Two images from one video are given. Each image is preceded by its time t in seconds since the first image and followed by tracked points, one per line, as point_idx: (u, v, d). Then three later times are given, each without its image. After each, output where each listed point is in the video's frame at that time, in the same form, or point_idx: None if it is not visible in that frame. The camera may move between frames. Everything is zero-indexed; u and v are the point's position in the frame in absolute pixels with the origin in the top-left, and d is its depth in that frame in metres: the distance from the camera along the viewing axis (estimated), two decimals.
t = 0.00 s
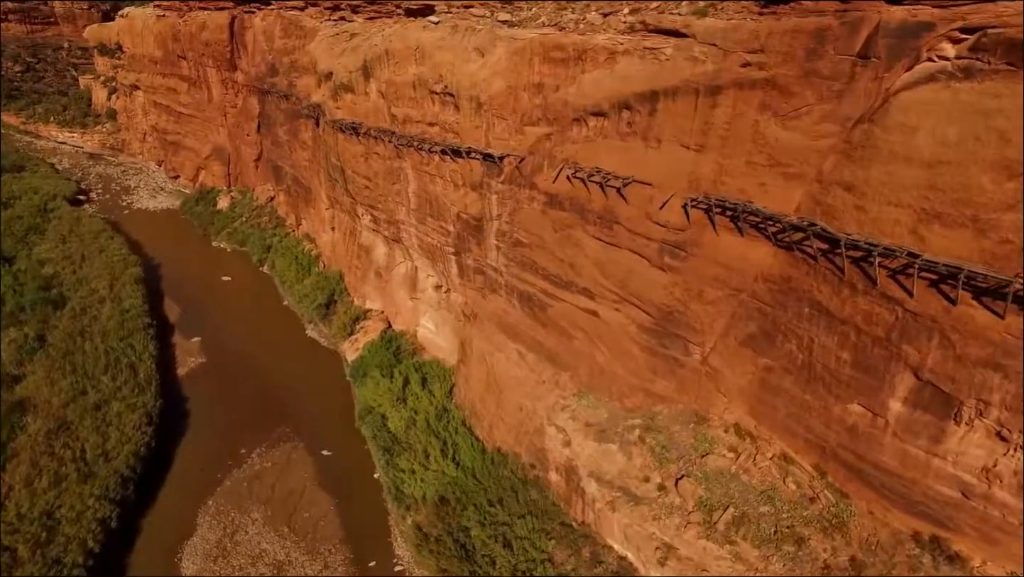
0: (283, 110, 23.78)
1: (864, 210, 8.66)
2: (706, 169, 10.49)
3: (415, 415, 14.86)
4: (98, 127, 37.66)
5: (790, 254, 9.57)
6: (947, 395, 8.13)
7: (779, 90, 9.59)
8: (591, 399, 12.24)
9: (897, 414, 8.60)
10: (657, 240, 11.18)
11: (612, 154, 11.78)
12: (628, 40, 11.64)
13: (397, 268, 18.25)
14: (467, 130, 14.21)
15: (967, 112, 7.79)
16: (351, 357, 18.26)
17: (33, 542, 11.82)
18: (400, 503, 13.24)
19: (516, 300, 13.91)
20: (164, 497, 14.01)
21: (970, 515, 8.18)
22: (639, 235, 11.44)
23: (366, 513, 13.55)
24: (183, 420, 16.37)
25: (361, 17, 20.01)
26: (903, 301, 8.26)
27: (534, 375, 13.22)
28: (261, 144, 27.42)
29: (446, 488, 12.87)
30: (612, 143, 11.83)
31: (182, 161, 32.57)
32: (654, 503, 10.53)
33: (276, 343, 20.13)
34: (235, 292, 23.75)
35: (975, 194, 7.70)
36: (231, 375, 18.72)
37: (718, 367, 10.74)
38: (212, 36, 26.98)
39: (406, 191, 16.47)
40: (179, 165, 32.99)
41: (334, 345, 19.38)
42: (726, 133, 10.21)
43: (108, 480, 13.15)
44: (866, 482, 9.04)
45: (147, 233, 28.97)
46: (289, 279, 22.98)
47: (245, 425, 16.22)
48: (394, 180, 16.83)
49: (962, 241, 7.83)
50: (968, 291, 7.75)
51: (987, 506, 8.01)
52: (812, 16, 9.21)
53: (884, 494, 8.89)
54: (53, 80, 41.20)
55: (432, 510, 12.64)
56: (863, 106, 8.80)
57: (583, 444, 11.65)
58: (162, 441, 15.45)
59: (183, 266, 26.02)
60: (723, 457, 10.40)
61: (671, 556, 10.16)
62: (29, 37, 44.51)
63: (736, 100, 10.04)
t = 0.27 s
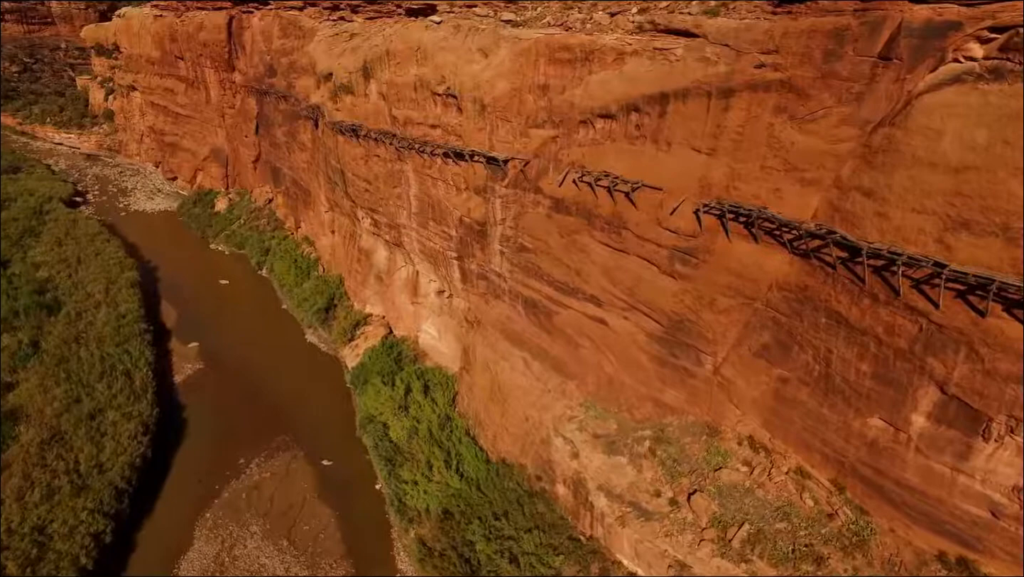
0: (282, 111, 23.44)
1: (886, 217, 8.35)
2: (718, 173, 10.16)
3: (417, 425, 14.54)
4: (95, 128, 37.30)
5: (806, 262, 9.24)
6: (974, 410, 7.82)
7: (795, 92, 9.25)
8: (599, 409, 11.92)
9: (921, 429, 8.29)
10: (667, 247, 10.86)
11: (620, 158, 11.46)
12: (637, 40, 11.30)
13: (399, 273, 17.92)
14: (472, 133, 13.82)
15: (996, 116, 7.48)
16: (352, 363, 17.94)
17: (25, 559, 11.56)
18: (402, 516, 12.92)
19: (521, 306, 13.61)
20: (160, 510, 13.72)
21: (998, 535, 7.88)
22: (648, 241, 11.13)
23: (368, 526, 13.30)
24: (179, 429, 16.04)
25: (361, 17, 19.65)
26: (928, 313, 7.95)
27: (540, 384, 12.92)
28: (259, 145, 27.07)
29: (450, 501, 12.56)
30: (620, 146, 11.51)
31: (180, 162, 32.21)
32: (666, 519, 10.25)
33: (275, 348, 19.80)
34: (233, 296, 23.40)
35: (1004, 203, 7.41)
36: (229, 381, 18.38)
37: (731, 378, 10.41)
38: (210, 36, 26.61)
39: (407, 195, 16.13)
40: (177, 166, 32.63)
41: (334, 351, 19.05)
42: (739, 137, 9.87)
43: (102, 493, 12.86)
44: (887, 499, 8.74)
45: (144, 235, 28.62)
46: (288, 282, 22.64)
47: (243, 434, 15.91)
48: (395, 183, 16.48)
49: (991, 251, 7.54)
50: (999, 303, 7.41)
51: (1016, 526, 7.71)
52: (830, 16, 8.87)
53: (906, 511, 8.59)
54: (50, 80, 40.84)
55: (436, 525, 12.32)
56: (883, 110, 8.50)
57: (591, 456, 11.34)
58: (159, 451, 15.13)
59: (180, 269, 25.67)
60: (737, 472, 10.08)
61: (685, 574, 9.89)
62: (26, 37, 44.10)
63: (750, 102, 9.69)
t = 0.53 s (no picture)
0: (287, 112, 23.15)
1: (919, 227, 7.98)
2: (739, 178, 9.79)
3: (425, 434, 14.24)
4: (101, 128, 37.11)
5: (832, 273, 8.86)
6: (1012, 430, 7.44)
7: (819, 95, 8.86)
8: (614, 421, 11.59)
9: (954, 448, 7.92)
10: (684, 254, 10.52)
11: (635, 162, 11.10)
12: (653, 40, 10.94)
13: (406, 277, 17.59)
14: (480, 136, 13.50)
15: None
16: (358, 369, 17.63)
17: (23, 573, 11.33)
18: (410, 530, 12.66)
19: (532, 313, 13.30)
20: (163, 521, 13.48)
21: None
22: (665, 248, 10.78)
23: (374, 539, 13.04)
24: (183, 437, 15.78)
25: (368, 17, 19.33)
26: (964, 327, 7.58)
27: (552, 394, 12.60)
28: (264, 146, 26.79)
29: (459, 514, 12.26)
30: (635, 150, 11.15)
31: (185, 163, 31.97)
32: (684, 537, 9.96)
33: (280, 354, 19.52)
34: (238, 300, 23.12)
35: None
36: (233, 387, 18.10)
37: (751, 391, 10.05)
38: (214, 36, 26.34)
39: (415, 199, 15.81)
40: (182, 167, 32.41)
41: (340, 356, 18.75)
42: (760, 141, 9.49)
43: (103, 505, 12.65)
44: (917, 520, 8.39)
45: (149, 237, 28.40)
46: (293, 286, 22.35)
47: (247, 442, 15.64)
48: (402, 186, 16.14)
49: None
50: None
51: None
52: (858, 15, 8.50)
53: (937, 533, 8.23)
54: (57, 81, 40.79)
55: (444, 539, 12.02)
56: (915, 114, 8.13)
57: (605, 470, 11.01)
58: (161, 459, 14.88)
59: (185, 272, 25.42)
60: (759, 489, 9.77)
61: None
62: (33, 38, 44.07)
63: (772, 105, 9.29)
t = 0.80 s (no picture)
0: (295, 113, 22.87)
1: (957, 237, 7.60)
2: (763, 185, 9.39)
3: (435, 444, 13.90)
4: (109, 129, 36.96)
5: (862, 284, 8.47)
6: None
7: (849, 98, 8.46)
8: (631, 435, 11.24)
9: (994, 471, 7.53)
10: (705, 263, 10.14)
11: (653, 167, 10.73)
12: (673, 41, 10.57)
13: (414, 282, 17.27)
14: (492, 139, 13.15)
15: None
16: (366, 375, 17.32)
17: None
18: (420, 543, 12.39)
19: (545, 321, 12.96)
20: (167, 533, 13.22)
21: None
22: (684, 257, 10.40)
23: (382, 554, 12.75)
24: (188, 445, 15.51)
25: (377, 17, 19.02)
26: (1007, 344, 7.19)
27: (566, 406, 12.27)
28: (272, 147, 26.53)
29: (470, 528, 11.95)
30: (653, 155, 10.78)
31: (192, 164, 31.76)
32: (706, 558, 9.55)
33: (287, 359, 19.24)
34: (244, 303, 22.85)
35: None
36: (239, 393, 17.82)
37: (775, 406, 9.66)
38: (222, 37, 26.10)
39: (424, 202, 15.47)
40: (189, 168, 32.20)
41: (348, 362, 18.44)
42: (785, 146, 9.09)
43: (106, 517, 12.41)
44: (953, 545, 8.00)
45: (156, 238, 28.19)
46: (300, 289, 22.06)
47: (253, 451, 15.36)
48: (412, 190, 15.80)
49: None
50: None
51: None
52: (892, 14, 8.11)
53: (975, 560, 7.83)
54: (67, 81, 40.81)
55: (456, 554, 11.72)
56: (953, 118, 7.73)
57: (622, 486, 10.65)
58: (165, 468, 14.62)
59: (192, 274, 25.17)
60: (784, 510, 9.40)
61: None
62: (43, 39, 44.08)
63: (799, 108, 8.90)
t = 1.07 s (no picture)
0: (306, 114, 22.62)
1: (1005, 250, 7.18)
2: (793, 192, 8.97)
3: (447, 455, 13.56)
4: (122, 129, 36.95)
5: (900, 298, 8.05)
6: None
7: (887, 101, 8.04)
8: (651, 450, 10.89)
9: None
10: (730, 274, 9.73)
11: (675, 174, 10.35)
12: (697, 42, 10.17)
13: (427, 287, 16.94)
14: (508, 142, 12.79)
15: None
16: (377, 382, 17.02)
17: None
18: (432, 559, 12.09)
19: (562, 330, 12.61)
20: (174, 544, 12.98)
21: None
22: (708, 266, 10.00)
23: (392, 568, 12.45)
24: (196, 453, 15.25)
25: (389, 17, 18.72)
26: None
27: (583, 419, 11.94)
28: (283, 148, 26.30)
29: (483, 544, 11.65)
30: (675, 160, 10.39)
31: (204, 165, 31.62)
32: None
33: (297, 364, 18.97)
34: (255, 307, 22.61)
35: None
36: (249, 399, 17.55)
37: (803, 423, 9.23)
38: (234, 37, 25.91)
39: (437, 207, 15.15)
40: (201, 169, 32.07)
41: (359, 367, 18.14)
42: (816, 152, 8.66)
43: (111, 528, 12.19)
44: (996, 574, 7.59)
45: (167, 239, 28.05)
46: (311, 293, 21.79)
47: (262, 460, 15.08)
48: (425, 194, 15.48)
49: None
50: None
51: None
52: (934, 13, 7.69)
53: None
54: (82, 82, 41.01)
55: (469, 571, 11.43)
56: (1000, 123, 7.29)
57: (642, 504, 10.29)
58: (173, 476, 14.39)
59: (203, 277, 24.96)
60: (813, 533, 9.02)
61: None
62: (60, 40, 44.27)
63: (832, 112, 8.48)
